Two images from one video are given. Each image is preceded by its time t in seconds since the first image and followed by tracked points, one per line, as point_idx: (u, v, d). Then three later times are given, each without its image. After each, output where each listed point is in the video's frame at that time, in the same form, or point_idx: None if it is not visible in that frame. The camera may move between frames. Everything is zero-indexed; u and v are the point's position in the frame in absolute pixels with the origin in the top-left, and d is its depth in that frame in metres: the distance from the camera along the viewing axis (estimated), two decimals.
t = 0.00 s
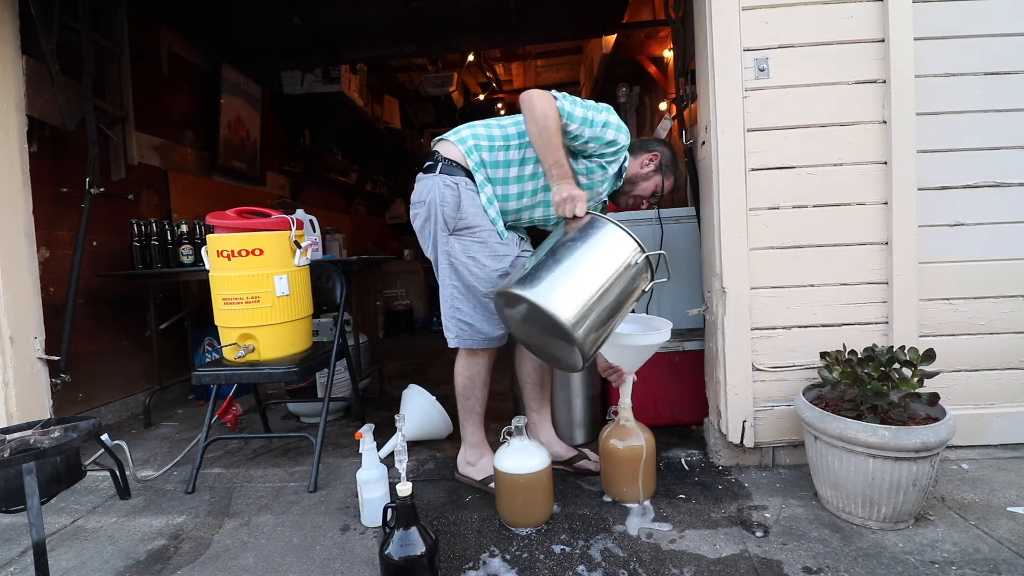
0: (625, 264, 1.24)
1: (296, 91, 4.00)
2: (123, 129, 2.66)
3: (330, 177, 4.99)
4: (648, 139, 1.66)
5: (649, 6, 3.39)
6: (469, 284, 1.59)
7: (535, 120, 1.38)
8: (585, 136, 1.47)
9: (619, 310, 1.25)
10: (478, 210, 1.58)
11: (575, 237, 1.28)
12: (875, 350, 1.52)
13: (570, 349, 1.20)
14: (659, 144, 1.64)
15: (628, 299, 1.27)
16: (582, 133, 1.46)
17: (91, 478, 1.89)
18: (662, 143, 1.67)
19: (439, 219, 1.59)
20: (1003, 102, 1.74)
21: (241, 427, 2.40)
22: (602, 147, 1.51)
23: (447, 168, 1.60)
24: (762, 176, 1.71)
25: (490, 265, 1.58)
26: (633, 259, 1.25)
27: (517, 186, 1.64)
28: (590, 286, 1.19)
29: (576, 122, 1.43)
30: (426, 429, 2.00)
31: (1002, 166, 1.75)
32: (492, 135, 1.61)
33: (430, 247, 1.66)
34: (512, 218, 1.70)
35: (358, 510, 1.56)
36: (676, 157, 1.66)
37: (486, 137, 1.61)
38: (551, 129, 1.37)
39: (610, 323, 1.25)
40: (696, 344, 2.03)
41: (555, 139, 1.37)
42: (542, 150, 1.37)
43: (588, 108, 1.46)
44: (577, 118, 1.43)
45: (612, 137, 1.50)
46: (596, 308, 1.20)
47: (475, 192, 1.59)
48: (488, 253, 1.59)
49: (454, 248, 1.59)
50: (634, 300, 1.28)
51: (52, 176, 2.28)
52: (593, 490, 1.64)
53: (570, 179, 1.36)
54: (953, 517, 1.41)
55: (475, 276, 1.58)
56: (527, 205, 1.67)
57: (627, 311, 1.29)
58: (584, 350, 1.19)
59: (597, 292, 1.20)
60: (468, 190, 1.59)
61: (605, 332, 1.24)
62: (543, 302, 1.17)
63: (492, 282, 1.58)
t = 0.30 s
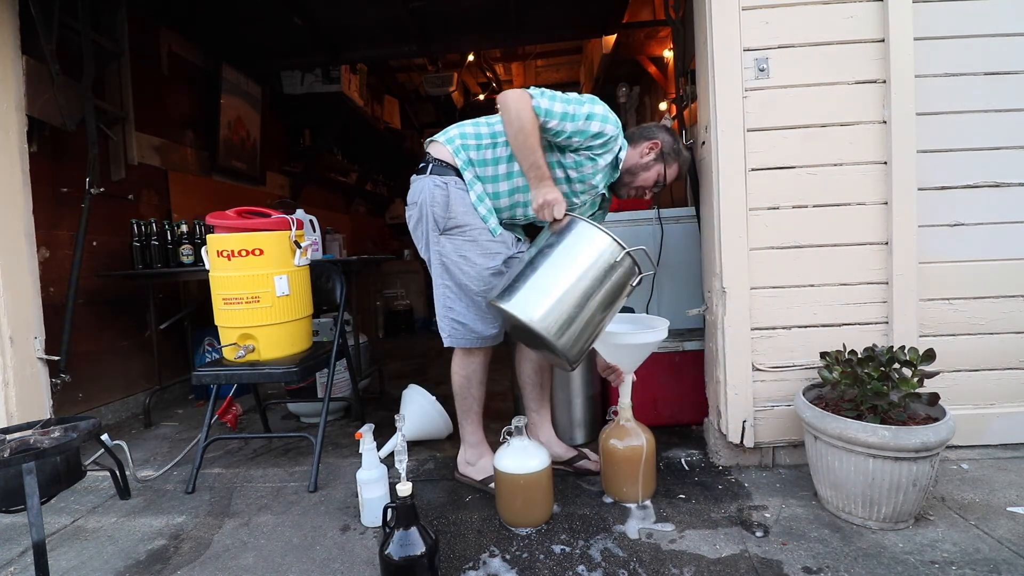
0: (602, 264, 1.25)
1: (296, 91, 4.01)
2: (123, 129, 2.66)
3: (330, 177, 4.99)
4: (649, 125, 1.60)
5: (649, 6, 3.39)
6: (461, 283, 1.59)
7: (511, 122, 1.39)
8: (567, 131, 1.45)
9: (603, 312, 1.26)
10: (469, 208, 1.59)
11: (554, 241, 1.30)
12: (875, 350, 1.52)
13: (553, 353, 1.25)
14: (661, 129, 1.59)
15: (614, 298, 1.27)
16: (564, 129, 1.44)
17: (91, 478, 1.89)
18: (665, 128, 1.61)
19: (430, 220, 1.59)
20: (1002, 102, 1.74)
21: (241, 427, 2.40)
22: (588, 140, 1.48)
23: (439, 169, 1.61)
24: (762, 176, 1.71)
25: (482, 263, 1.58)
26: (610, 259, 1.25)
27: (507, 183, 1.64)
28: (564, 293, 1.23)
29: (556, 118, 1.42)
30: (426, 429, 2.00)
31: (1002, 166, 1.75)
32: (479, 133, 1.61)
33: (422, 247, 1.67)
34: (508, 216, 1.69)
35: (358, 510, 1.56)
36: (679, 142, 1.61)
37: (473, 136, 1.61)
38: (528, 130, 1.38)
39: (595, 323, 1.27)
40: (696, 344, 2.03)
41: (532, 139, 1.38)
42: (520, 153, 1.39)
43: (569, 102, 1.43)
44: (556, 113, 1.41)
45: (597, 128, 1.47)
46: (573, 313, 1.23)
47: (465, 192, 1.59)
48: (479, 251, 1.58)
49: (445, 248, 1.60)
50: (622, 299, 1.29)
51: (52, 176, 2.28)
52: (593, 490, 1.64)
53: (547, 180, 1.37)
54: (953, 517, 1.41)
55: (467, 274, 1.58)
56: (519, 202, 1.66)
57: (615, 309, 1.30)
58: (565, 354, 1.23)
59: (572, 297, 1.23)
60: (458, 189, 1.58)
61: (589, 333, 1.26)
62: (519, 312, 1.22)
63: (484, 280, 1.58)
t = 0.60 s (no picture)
0: (578, 266, 1.24)
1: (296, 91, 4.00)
2: (123, 129, 2.66)
3: (330, 177, 4.99)
4: (643, 103, 1.46)
5: (649, 6, 3.39)
6: (449, 283, 1.60)
7: (476, 133, 1.39)
8: (536, 130, 1.40)
9: (584, 312, 1.27)
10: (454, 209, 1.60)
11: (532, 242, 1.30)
12: (875, 350, 1.52)
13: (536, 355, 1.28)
14: (656, 107, 1.44)
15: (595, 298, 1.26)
16: (531, 128, 1.40)
17: (91, 478, 1.89)
18: (663, 105, 1.46)
19: (418, 223, 1.64)
20: (1002, 102, 1.74)
21: (241, 427, 2.40)
22: (561, 135, 1.42)
23: (427, 173, 1.65)
24: (762, 176, 1.71)
25: (467, 263, 1.58)
26: (586, 260, 1.24)
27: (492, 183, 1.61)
28: (541, 297, 1.24)
29: (520, 119, 1.38)
30: (425, 429, 2.00)
31: (1002, 166, 1.75)
32: (462, 136, 1.62)
33: (416, 250, 1.71)
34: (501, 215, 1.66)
35: (358, 510, 1.56)
36: (679, 120, 1.45)
37: (456, 139, 1.62)
38: (493, 137, 1.37)
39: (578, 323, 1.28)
40: (696, 344, 2.03)
41: (500, 145, 1.37)
42: (491, 162, 1.39)
43: (533, 101, 1.38)
44: (518, 114, 1.37)
45: (568, 122, 1.39)
46: (551, 316, 1.25)
47: (450, 193, 1.61)
48: (464, 251, 1.59)
49: (433, 249, 1.63)
50: (603, 298, 1.27)
51: (52, 176, 2.28)
52: (593, 490, 1.64)
53: (524, 184, 1.38)
54: (953, 517, 1.41)
55: (454, 274, 1.59)
56: (507, 201, 1.62)
57: (600, 309, 1.29)
58: (547, 356, 1.26)
59: (549, 301, 1.24)
60: (443, 192, 1.61)
61: (572, 334, 1.28)
62: (498, 319, 1.25)
63: (470, 280, 1.58)
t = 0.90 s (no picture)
0: (551, 277, 1.23)
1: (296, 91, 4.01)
2: (123, 129, 2.66)
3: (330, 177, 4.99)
4: (623, 86, 1.33)
5: (649, 6, 3.39)
6: (443, 283, 1.62)
7: (454, 146, 1.41)
8: (506, 134, 1.37)
9: (558, 322, 1.26)
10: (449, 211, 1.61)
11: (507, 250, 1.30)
12: (875, 350, 1.52)
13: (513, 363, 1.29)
14: (636, 89, 1.30)
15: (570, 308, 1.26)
16: (502, 133, 1.37)
17: (91, 479, 1.89)
18: (646, 83, 1.31)
19: (416, 225, 1.68)
20: (1002, 102, 1.74)
21: (241, 427, 2.40)
22: (533, 135, 1.37)
23: (425, 177, 1.68)
24: (762, 176, 1.71)
25: (459, 262, 1.60)
26: (558, 270, 1.22)
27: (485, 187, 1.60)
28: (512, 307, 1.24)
29: (490, 126, 1.36)
30: (425, 429, 2.00)
31: (1002, 166, 1.75)
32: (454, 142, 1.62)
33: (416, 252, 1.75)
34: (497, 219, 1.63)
35: (358, 510, 1.56)
36: (664, 98, 1.28)
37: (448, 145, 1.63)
38: (469, 149, 1.38)
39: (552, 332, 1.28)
40: (696, 344, 2.03)
41: (477, 156, 1.38)
42: (471, 173, 1.40)
43: (499, 107, 1.36)
44: (486, 121, 1.36)
45: (536, 121, 1.35)
46: (522, 326, 1.25)
47: (443, 193, 1.63)
48: (456, 250, 1.60)
49: (428, 249, 1.65)
50: (576, 305, 1.26)
51: (52, 177, 2.28)
52: (592, 490, 1.64)
53: (503, 191, 1.35)
54: (953, 517, 1.41)
55: (447, 274, 1.61)
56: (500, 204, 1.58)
57: (575, 318, 1.28)
58: (520, 364, 1.27)
59: (521, 312, 1.24)
60: (437, 193, 1.63)
61: (546, 342, 1.28)
62: (470, 327, 1.27)
63: (462, 279, 1.59)
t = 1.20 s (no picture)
0: (523, 284, 1.22)
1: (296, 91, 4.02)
2: (123, 129, 2.66)
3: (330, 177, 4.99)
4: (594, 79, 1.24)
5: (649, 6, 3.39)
6: (444, 283, 1.63)
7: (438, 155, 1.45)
8: (482, 139, 1.37)
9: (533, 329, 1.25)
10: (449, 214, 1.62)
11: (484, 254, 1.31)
12: (875, 350, 1.52)
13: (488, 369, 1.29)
14: (605, 82, 1.20)
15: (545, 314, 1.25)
16: (478, 139, 1.38)
17: (91, 479, 1.89)
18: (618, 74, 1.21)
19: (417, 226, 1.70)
20: (1002, 102, 1.74)
21: (241, 427, 2.40)
22: (509, 137, 1.36)
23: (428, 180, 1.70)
24: (762, 176, 1.71)
25: (460, 262, 1.61)
26: (529, 275, 1.21)
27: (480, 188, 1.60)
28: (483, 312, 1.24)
29: (465, 133, 1.38)
30: (425, 429, 2.00)
31: (1002, 166, 1.75)
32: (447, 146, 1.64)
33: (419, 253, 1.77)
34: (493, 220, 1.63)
35: (358, 510, 1.56)
36: (632, 92, 1.16)
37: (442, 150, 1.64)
38: (452, 158, 1.42)
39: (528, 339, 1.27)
40: (696, 344, 2.03)
41: (459, 165, 1.41)
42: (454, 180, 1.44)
43: (471, 113, 1.37)
44: (462, 129, 1.38)
45: (506, 124, 1.34)
46: (496, 332, 1.25)
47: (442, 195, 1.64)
48: (456, 250, 1.61)
49: (429, 250, 1.67)
50: (549, 313, 1.24)
51: (52, 177, 2.28)
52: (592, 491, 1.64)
53: (485, 198, 1.37)
54: (953, 517, 1.41)
55: (447, 274, 1.62)
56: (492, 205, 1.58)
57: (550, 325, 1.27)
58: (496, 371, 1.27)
59: (491, 317, 1.24)
60: (438, 195, 1.65)
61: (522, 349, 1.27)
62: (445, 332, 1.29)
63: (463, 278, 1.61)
